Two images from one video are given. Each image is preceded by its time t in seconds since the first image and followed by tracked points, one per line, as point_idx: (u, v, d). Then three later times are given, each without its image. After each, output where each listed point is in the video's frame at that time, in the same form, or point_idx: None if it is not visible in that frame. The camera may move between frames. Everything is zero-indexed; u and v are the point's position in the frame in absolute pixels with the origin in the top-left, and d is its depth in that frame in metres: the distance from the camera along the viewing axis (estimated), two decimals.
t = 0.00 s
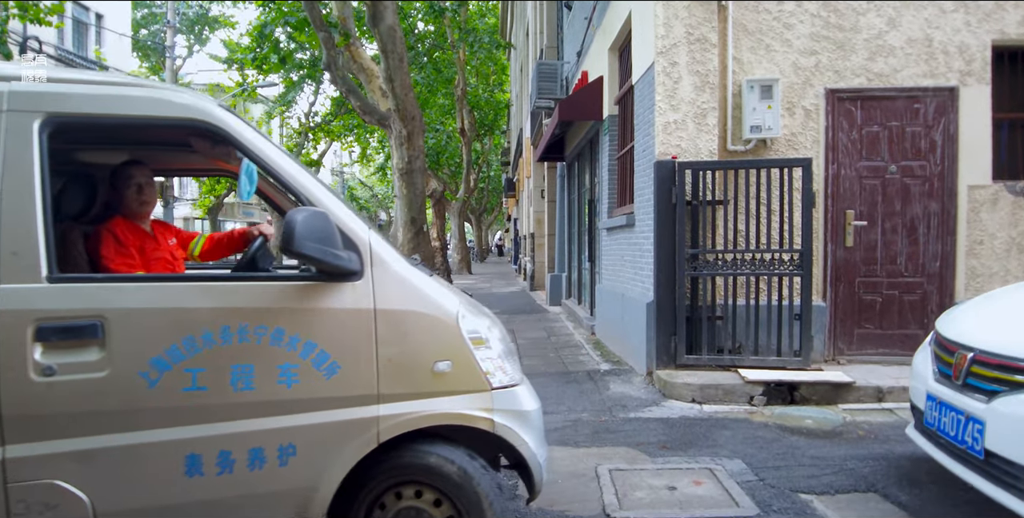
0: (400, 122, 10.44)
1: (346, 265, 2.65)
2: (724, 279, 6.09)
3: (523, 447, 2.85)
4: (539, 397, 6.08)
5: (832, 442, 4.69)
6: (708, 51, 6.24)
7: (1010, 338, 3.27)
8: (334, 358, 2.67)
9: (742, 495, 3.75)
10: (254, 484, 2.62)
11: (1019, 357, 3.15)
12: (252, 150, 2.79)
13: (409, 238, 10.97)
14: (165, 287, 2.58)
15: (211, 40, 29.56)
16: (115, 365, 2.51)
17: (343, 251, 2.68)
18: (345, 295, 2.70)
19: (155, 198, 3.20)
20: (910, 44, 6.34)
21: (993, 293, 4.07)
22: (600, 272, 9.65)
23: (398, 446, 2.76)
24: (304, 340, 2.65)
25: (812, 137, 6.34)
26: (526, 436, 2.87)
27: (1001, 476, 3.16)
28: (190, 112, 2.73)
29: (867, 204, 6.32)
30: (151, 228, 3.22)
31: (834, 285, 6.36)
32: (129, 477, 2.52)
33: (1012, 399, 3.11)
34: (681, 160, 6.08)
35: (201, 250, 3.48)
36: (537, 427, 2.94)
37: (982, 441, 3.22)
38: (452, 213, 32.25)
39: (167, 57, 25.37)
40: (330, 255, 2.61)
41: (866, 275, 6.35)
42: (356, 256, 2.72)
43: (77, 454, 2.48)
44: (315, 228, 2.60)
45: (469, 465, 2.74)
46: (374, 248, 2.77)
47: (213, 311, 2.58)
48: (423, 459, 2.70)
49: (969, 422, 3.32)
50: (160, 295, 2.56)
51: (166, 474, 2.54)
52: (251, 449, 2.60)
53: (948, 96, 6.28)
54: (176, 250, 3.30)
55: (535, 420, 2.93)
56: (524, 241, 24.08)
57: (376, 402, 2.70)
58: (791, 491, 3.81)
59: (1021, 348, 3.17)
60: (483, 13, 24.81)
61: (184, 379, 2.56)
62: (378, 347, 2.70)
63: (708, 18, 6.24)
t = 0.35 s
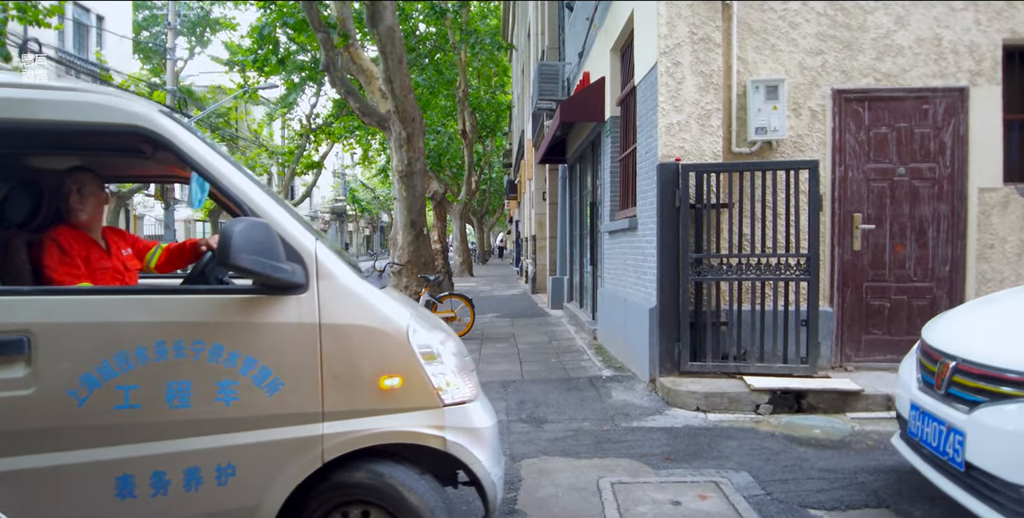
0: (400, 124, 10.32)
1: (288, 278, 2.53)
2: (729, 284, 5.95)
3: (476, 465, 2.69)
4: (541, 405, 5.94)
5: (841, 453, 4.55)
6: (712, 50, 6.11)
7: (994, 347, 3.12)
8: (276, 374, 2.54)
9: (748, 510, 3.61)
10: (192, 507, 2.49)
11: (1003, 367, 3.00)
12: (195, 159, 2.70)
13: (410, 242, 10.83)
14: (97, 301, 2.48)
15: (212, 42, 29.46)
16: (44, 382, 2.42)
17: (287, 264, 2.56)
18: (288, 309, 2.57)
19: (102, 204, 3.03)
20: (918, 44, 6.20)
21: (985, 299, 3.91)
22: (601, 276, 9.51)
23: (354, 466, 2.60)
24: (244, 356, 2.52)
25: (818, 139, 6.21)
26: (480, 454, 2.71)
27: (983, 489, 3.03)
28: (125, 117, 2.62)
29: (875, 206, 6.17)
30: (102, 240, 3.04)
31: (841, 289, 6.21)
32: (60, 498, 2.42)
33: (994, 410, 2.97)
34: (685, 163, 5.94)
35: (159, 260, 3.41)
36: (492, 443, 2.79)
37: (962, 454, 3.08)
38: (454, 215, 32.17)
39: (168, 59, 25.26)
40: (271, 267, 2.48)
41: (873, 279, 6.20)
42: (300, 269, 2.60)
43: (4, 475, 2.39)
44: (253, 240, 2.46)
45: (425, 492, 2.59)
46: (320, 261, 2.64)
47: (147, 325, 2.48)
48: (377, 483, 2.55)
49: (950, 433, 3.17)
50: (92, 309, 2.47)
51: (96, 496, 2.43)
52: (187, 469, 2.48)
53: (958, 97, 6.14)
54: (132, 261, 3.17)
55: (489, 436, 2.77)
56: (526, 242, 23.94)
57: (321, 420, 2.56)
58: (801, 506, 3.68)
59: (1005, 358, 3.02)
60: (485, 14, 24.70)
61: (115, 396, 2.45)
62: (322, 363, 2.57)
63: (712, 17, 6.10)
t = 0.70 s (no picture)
0: (402, 125, 10.31)
1: (244, 285, 2.47)
2: (734, 287, 5.89)
3: (434, 475, 2.61)
4: (544, 408, 5.89)
5: (849, 457, 4.49)
6: (717, 51, 6.06)
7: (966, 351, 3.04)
8: (230, 383, 2.49)
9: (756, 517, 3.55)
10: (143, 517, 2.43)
11: (973, 371, 2.91)
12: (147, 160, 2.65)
13: (412, 243, 10.75)
14: (46, 309, 2.43)
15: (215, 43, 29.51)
16: None
17: (242, 272, 2.49)
18: (241, 317, 2.52)
19: (58, 205, 2.93)
20: (925, 44, 6.15)
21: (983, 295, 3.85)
22: (605, 278, 9.48)
23: (313, 474, 2.53)
24: (197, 364, 2.47)
25: (824, 140, 6.16)
26: (439, 464, 2.64)
27: (945, 490, 2.97)
28: (81, 126, 2.59)
29: (882, 207, 6.11)
30: (61, 243, 2.98)
31: (848, 292, 6.15)
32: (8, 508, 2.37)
33: (959, 412, 2.89)
34: (690, 164, 5.88)
35: (122, 265, 3.32)
36: (452, 453, 2.71)
37: (927, 455, 3.01)
38: (456, 216, 32.21)
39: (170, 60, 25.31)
40: (225, 275, 2.41)
41: (880, 282, 6.13)
42: (255, 277, 2.54)
43: None
44: (206, 248, 2.39)
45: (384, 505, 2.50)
46: (277, 269, 2.58)
47: (96, 332, 2.43)
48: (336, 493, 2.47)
49: (916, 434, 3.10)
50: (41, 317, 2.42)
51: (44, 506, 2.38)
52: (137, 478, 2.42)
53: (965, 97, 6.08)
54: (93, 264, 3.11)
55: (450, 445, 2.69)
56: (528, 243, 23.93)
57: (276, 429, 2.50)
58: (809, 513, 3.62)
59: (976, 361, 2.94)
60: (487, 15, 24.70)
61: (64, 404, 2.40)
62: (277, 372, 2.52)
63: (717, 17, 6.06)
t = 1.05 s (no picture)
0: (406, 127, 10.33)
1: (202, 289, 2.50)
2: (739, 288, 5.87)
3: (390, 475, 2.64)
4: (548, 409, 5.89)
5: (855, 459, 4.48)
6: (722, 52, 6.07)
7: (929, 351, 3.04)
8: (187, 385, 2.52)
9: None
10: (100, 516, 2.48)
11: (935, 372, 2.91)
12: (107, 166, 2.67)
13: (416, 245, 10.71)
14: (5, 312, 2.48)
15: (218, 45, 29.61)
16: None
17: (201, 276, 2.53)
18: (199, 320, 2.55)
19: (22, 206, 2.95)
20: (930, 46, 6.14)
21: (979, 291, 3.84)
22: (608, 279, 9.48)
23: (273, 474, 2.57)
24: (155, 366, 2.51)
25: (829, 141, 6.16)
26: (397, 465, 2.67)
27: (897, 485, 3.00)
28: (46, 129, 2.63)
29: (887, 209, 6.09)
30: (25, 244, 3.00)
31: (852, 293, 6.12)
32: None
33: (916, 409, 2.90)
34: (695, 166, 5.87)
35: (86, 269, 3.37)
36: (410, 455, 2.74)
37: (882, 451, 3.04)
38: (459, 218, 32.24)
39: (174, 62, 25.39)
40: (183, 279, 2.45)
41: (885, 283, 6.11)
42: (214, 280, 2.58)
43: None
44: (163, 251, 2.43)
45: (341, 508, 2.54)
46: (235, 273, 2.62)
47: (53, 335, 2.47)
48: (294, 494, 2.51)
49: (874, 431, 3.12)
50: None
51: None
52: (93, 479, 2.46)
53: (970, 99, 6.06)
54: (57, 265, 3.13)
55: (408, 448, 2.73)
56: (531, 245, 23.91)
57: (232, 430, 2.53)
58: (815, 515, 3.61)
59: (938, 363, 2.93)
60: (489, 17, 24.73)
61: (21, 406, 2.44)
62: (235, 374, 2.55)
63: (721, 19, 6.06)
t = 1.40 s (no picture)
0: (408, 128, 10.34)
1: (159, 293, 2.52)
2: (741, 289, 5.87)
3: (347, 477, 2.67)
4: (551, 410, 5.91)
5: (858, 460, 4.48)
6: (724, 54, 6.07)
7: (891, 347, 3.01)
8: (144, 387, 2.54)
9: None
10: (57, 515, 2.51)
11: (894, 370, 2.89)
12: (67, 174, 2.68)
13: (418, 246, 10.69)
14: None
15: (220, 46, 29.67)
16: None
17: (159, 279, 2.54)
18: (157, 323, 2.56)
19: None
20: (933, 46, 6.15)
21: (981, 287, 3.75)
22: (610, 280, 9.48)
23: (232, 475, 2.60)
24: (111, 369, 2.53)
25: (831, 142, 6.16)
26: (353, 467, 2.71)
27: (851, 478, 3.05)
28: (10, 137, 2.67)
29: (889, 210, 6.09)
30: None
31: (856, 294, 6.12)
32: None
33: (874, 406, 2.89)
34: (697, 167, 5.88)
35: (50, 273, 3.09)
36: (367, 457, 2.77)
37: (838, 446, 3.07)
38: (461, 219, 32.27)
39: (176, 63, 25.45)
40: (140, 283, 2.46)
41: (887, 283, 6.10)
42: (172, 284, 2.60)
43: None
44: (118, 256, 2.43)
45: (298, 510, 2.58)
46: (194, 278, 2.63)
47: (10, 338, 2.49)
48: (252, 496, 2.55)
49: (833, 427, 3.15)
50: None
51: None
52: (49, 479, 2.49)
53: (973, 100, 6.06)
54: (22, 270, 2.95)
55: (365, 450, 2.76)
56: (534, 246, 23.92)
57: (189, 432, 2.56)
58: (817, 515, 3.62)
59: (897, 360, 2.91)
60: (492, 18, 24.77)
61: None
62: (192, 377, 2.58)
63: (724, 20, 6.07)
